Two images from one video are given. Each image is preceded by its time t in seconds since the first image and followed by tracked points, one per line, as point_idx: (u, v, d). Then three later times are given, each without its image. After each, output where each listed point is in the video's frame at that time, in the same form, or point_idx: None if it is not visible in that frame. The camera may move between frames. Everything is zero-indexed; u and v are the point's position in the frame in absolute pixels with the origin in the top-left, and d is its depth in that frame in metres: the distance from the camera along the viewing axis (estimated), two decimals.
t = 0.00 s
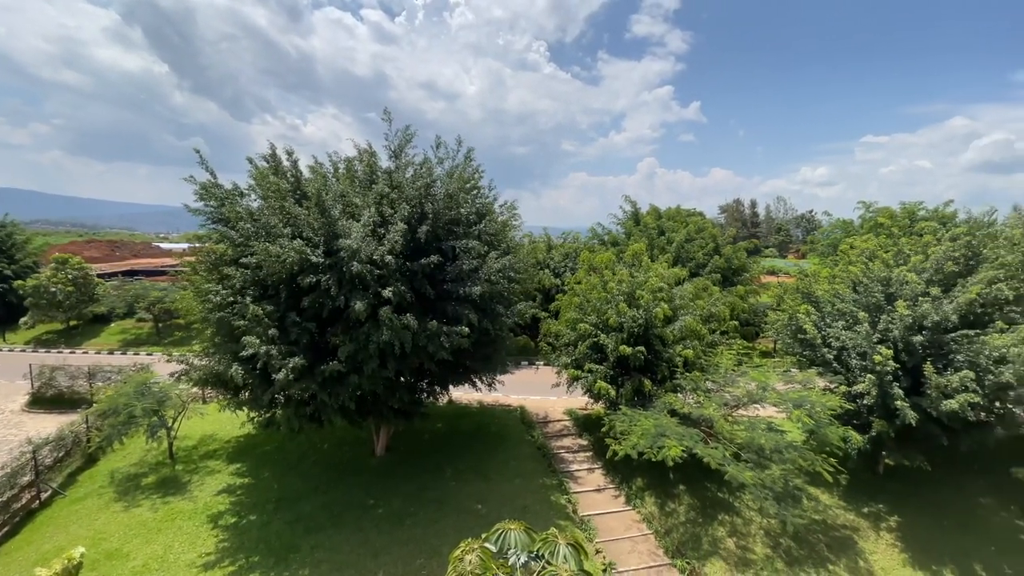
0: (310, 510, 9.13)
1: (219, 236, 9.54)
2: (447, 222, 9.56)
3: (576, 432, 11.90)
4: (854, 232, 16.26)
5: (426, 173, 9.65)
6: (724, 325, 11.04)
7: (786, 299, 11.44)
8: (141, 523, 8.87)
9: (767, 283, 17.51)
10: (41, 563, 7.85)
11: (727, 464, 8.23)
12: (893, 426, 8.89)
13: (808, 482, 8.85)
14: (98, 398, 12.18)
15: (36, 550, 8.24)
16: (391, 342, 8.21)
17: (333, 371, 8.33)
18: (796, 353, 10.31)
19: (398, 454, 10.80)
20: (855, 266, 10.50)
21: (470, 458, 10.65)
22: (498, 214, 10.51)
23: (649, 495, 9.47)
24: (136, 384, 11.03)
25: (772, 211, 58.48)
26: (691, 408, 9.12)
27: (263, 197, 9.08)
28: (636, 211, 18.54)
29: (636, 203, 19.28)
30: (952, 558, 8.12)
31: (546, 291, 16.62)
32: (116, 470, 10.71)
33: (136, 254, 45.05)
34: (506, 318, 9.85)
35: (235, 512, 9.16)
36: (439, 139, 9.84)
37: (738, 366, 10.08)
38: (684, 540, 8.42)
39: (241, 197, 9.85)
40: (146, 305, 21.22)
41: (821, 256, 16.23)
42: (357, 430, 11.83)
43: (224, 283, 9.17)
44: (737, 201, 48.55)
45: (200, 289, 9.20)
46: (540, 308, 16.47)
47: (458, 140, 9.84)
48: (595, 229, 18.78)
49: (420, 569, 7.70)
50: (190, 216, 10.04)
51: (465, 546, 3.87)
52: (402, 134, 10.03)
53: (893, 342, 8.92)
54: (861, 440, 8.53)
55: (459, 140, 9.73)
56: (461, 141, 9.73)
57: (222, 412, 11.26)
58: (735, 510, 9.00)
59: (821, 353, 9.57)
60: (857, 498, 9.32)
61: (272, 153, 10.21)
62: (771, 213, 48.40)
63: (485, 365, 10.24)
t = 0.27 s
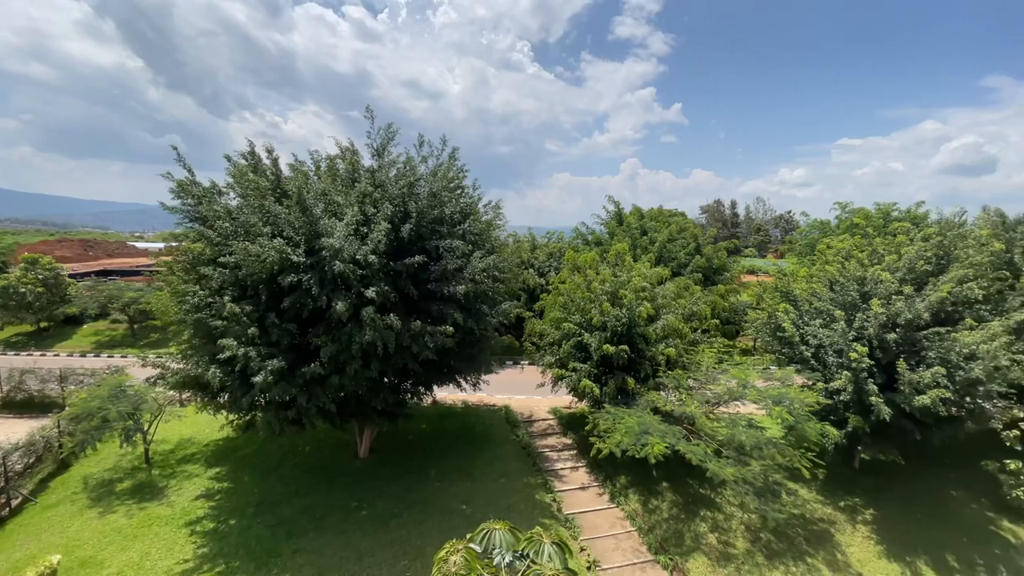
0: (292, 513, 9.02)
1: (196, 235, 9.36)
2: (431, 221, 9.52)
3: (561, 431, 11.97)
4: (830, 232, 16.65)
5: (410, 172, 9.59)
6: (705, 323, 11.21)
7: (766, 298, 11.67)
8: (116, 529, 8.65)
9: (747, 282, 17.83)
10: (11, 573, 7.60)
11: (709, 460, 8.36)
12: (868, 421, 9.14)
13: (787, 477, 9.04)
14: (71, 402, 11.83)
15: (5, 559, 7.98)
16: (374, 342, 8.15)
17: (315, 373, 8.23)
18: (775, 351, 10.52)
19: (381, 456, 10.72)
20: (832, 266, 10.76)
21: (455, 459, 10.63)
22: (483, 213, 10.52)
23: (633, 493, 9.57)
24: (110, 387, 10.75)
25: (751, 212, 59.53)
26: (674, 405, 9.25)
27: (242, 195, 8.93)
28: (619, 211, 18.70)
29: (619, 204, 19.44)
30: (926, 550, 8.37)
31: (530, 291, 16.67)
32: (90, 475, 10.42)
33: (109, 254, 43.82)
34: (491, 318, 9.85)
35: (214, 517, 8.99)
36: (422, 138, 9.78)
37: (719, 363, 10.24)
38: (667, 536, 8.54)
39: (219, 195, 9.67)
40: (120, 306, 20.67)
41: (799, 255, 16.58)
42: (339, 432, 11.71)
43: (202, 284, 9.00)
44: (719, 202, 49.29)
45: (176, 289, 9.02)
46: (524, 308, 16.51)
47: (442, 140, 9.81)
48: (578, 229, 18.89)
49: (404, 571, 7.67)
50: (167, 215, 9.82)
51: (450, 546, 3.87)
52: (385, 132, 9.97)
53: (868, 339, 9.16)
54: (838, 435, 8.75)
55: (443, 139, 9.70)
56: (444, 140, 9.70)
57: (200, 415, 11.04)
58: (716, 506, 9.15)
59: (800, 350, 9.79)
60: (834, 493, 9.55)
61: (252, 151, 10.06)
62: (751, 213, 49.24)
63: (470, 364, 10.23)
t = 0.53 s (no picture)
0: (272, 518, 8.89)
1: (171, 235, 9.16)
2: (413, 221, 9.48)
3: (544, 430, 12.04)
4: (806, 232, 17.07)
5: (391, 171, 9.54)
6: (686, 322, 11.40)
7: (743, 297, 11.92)
8: (89, 537, 8.41)
9: (725, 281, 18.18)
10: None
11: (689, 457, 8.51)
12: (842, 417, 9.41)
13: (765, 472, 9.25)
14: (39, 407, 11.45)
15: None
16: (355, 343, 8.08)
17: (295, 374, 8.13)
18: (753, 348, 10.76)
19: (363, 458, 10.64)
20: (807, 265, 11.04)
21: (438, 460, 10.61)
22: (465, 213, 10.52)
23: (615, 490, 9.69)
24: (81, 391, 10.43)
25: (729, 212, 60.61)
26: (655, 403, 9.39)
27: (218, 193, 8.76)
28: (601, 211, 18.87)
29: (600, 204, 19.62)
30: (897, 540, 8.66)
31: (513, 290, 16.71)
32: (60, 482, 10.11)
33: (79, 253, 42.47)
34: (474, 317, 9.85)
35: (189, 523, 8.81)
36: (404, 136, 9.73)
37: (699, 361, 10.43)
38: (649, 533, 8.66)
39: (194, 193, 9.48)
40: (91, 307, 20.08)
41: (776, 255, 16.98)
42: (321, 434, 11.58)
43: (177, 284, 8.81)
44: (698, 202, 50.09)
45: (150, 290, 8.81)
46: (507, 307, 16.55)
47: (424, 138, 9.78)
48: (561, 229, 19.00)
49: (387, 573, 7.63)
50: (140, 213, 9.58)
51: (433, 548, 3.88)
52: (366, 130, 9.89)
53: (842, 337, 9.42)
54: (813, 430, 9.00)
55: (425, 137, 9.67)
56: (426, 139, 9.68)
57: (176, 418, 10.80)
58: (697, 502, 9.32)
59: (776, 348, 10.03)
60: (810, 487, 9.80)
61: (229, 148, 9.89)
62: (730, 213, 50.17)
63: (453, 364, 10.21)
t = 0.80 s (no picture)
0: (251, 522, 8.77)
1: (144, 234, 8.94)
2: (394, 220, 9.43)
3: (527, 429, 12.10)
4: (782, 232, 17.49)
5: (372, 170, 9.46)
6: (666, 321, 11.58)
7: (722, 296, 12.15)
8: (59, 545, 8.17)
9: (705, 280, 18.50)
10: None
11: (670, 453, 8.67)
12: (817, 412, 9.67)
13: (743, 468, 9.45)
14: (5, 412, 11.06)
15: None
16: (335, 343, 8.01)
17: (273, 377, 8.03)
18: (731, 346, 10.99)
19: (345, 460, 10.54)
20: (783, 264, 11.32)
21: (420, 461, 10.58)
22: (447, 212, 10.51)
23: (597, 488, 9.79)
24: (49, 395, 10.11)
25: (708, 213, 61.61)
26: (636, 401, 9.53)
27: (193, 191, 8.59)
28: (582, 211, 19.02)
29: (582, 204, 19.76)
30: (869, 532, 8.94)
31: (496, 290, 16.73)
32: (28, 489, 9.79)
33: (47, 253, 41.06)
34: (457, 317, 9.85)
35: (165, 529, 8.63)
36: (385, 135, 9.66)
37: (679, 359, 10.60)
38: (631, 529, 8.79)
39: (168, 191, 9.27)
40: (60, 309, 19.45)
41: (753, 254, 17.34)
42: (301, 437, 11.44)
43: (150, 284, 8.62)
44: (678, 203, 50.81)
45: (122, 291, 8.59)
46: (490, 307, 16.57)
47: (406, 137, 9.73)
48: (543, 228, 19.09)
49: None
50: (112, 212, 9.33)
51: (416, 550, 3.89)
52: (346, 128, 9.80)
53: (817, 334, 9.69)
54: (789, 426, 9.23)
55: (406, 136, 9.63)
56: (408, 137, 9.63)
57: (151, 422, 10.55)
58: (677, 498, 9.49)
59: (754, 346, 10.26)
60: (786, 481, 10.06)
61: (204, 145, 9.69)
62: (709, 214, 51.01)
63: (435, 365, 10.18)
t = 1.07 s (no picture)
0: (228, 528, 8.62)
1: (115, 233, 8.70)
2: (376, 219, 9.36)
3: (510, 429, 12.14)
4: (759, 233, 17.88)
5: (353, 168, 9.38)
6: (647, 320, 11.74)
7: (701, 295, 12.37)
8: (27, 555, 7.91)
9: (684, 280, 18.78)
10: None
11: (651, 451, 8.81)
12: (793, 409, 9.92)
13: (722, 464, 9.64)
14: None
15: None
16: (315, 344, 7.92)
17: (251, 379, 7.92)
18: (710, 345, 11.19)
19: (326, 463, 10.42)
20: (760, 264, 11.58)
21: (402, 462, 10.52)
22: (430, 211, 10.48)
23: (580, 486, 9.88)
24: (15, 400, 9.77)
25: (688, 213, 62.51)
26: (618, 399, 9.65)
27: (167, 189, 8.41)
28: (565, 212, 19.15)
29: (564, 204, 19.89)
30: (843, 525, 9.21)
31: (479, 289, 16.73)
32: None
33: (12, 253, 39.60)
34: (439, 317, 9.83)
35: (140, 536, 8.42)
36: (366, 133, 9.59)
37: (659, 358, 10.76)
38: (613, 527, 8.90)
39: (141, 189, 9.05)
40: (27, 311, 18.80)
41: (731, 254, 17.69)
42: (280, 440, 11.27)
43: (123, 285, 8.41)
44: (659, 203, 51.45)
45: (92, 292, 8.36)
46: (473, 307, 16.57)
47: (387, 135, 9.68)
48: (526, 228, 19.16)
49: None
50: (82, 210, 9.06)
51: (399, 552, 3.89)
52: (326, 125, 9.70)
53: (793, 332, 9.94)
54: (766, 422, 9.45)
55: (388, 134, 9.57)
56: (389, 136, 9.58)
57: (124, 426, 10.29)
58: (658, 495, 9.63)
59: (732, 344, 10.48)
60: (764, 476, 10.30)
61: (178, 142, 9.48)
62: (689, 214, 51.77)
63: (418, 365, 10.14)
